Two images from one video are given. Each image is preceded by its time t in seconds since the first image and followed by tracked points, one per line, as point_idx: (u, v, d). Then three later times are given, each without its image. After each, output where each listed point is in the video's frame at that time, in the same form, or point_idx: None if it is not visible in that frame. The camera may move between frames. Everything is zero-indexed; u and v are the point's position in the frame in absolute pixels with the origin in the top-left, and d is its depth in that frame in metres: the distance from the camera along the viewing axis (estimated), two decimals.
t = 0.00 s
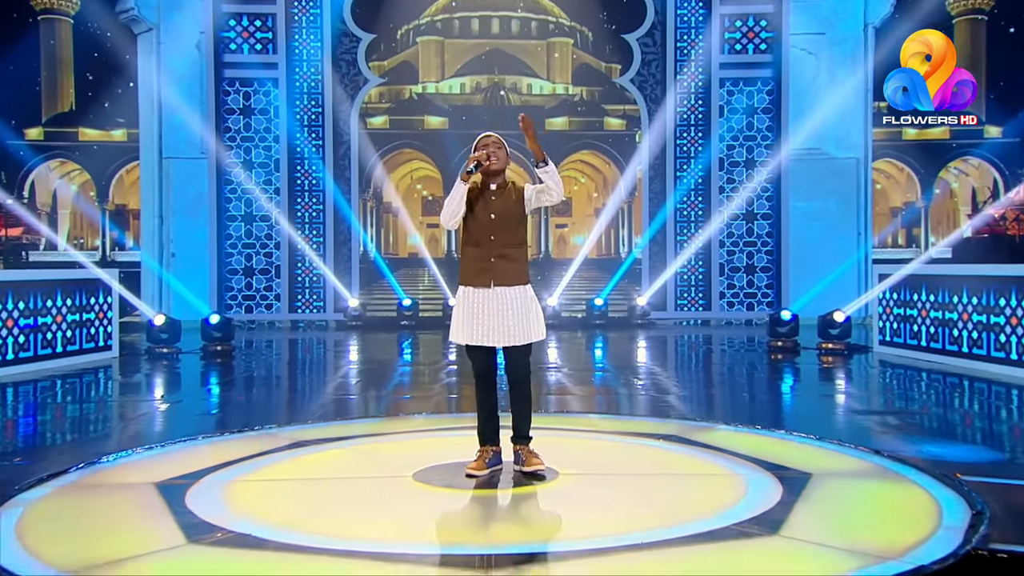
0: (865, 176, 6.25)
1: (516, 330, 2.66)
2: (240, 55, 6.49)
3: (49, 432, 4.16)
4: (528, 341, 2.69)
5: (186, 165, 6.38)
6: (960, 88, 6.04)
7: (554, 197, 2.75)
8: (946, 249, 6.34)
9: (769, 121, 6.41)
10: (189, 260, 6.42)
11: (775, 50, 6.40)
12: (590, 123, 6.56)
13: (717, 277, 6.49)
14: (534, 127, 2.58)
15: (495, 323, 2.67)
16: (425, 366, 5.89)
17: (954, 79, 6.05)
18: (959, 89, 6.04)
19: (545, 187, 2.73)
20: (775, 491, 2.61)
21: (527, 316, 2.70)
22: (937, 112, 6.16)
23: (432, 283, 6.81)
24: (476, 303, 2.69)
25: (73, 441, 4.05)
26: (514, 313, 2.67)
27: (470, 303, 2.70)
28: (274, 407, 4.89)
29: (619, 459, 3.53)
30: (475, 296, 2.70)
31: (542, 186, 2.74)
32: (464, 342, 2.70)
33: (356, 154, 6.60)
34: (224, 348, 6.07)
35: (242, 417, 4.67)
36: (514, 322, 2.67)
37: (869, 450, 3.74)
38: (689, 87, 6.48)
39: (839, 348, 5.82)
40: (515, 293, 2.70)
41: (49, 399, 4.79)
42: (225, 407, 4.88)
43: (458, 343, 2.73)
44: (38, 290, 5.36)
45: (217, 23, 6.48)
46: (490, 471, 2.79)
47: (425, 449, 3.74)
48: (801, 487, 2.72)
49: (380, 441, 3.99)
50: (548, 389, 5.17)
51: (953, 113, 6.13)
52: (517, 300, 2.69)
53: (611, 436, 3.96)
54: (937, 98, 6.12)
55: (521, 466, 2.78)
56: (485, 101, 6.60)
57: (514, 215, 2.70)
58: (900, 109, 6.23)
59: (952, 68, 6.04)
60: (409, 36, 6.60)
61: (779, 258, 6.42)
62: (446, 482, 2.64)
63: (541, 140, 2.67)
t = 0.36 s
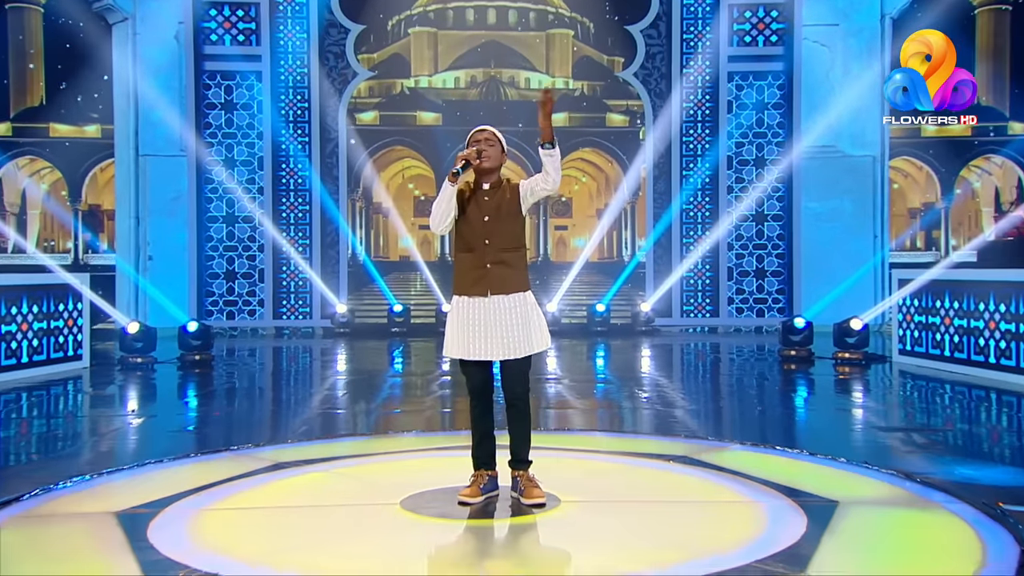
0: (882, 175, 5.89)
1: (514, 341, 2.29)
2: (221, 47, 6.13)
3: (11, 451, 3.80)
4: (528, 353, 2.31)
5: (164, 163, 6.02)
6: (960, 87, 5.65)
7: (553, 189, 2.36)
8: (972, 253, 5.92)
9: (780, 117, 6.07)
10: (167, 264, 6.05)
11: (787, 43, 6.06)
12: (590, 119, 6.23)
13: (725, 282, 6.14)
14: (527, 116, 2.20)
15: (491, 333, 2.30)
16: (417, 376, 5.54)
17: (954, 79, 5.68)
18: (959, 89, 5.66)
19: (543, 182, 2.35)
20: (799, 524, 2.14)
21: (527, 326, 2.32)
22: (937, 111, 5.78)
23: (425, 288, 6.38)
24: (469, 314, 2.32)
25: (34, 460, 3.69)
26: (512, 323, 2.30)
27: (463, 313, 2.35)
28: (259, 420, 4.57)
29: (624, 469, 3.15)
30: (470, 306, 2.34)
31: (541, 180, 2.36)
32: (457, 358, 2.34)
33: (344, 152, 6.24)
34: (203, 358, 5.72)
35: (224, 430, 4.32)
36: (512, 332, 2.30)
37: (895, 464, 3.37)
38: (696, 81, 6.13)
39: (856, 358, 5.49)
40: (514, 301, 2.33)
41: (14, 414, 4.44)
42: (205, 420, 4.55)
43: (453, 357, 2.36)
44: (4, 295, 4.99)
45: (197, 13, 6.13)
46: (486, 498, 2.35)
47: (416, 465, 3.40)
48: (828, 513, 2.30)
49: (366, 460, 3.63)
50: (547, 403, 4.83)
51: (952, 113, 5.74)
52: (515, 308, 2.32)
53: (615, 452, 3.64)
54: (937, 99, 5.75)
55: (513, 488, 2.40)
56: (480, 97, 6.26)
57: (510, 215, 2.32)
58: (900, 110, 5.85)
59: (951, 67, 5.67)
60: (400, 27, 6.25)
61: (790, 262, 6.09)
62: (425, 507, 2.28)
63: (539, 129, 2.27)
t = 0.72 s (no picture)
0: (904, 174, 5.56)
1: (515, 354, 1.97)
2: (206, 39, 5.80)
3: None
4: (530, 369, 1.99)
5: (145, 161, 5.68)
6: (960, 87, 5.39)
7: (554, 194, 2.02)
8: (1006, 256, 5.68)
9: (796, 112, 5.74)
10: (149, 268, 5.71)
11: (804, 34, 5.73)
12: (595, 115, 5.89)
13: (738, 288, 5.81)
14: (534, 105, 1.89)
15: (490, 345, 1.98)
16: (414, 388, 5.19)
17: (954, 79, 5.41)
18: (960, 88, 5.40)
19: (543, 181, 2.01)
20: (829, 562, 1.81)
21: (531, 339, 2.00)
22: (937, 112, 5.51)
23: (422, 293, 6.04)
24: (466, 323, 2.01)
25: None
26: (515, 334, 1.98)
27: (461, 322, 2.02)
28: (245, 434, 4.22)
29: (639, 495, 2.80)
30: (467, 316, 2.02)
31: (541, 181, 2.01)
32: (452, 373, 2.00)
33: (336, 150, 5.92)
34: (186, 368, 5.40)
35: (207, 447, 3.95)
36: (514, 345, 1.97)
37: (934, 485, 3.03)
38: (708, 75, 5.81)
39: (880, 368, 5.15)
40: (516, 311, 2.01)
41: None
42: (188, 434, 4.20)
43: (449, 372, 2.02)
44: None
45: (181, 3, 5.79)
46: (486, 529, 2.00)
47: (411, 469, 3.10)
48: (862, 547, 1.96)
49: (355, 477, 3.30)
50: (550, 416, 4.49)
51: (953, 113, 5.49)
52: (517, 318, 2.00)
53: (626, 471, 3.35)
54: (937, 100, 5.47)
55: (512, 515, 2.06)
56: (479, 91, 5.92)
57: (511, 217, 2.01)
58: (899, 111, 5.57)
59: (952, 67, 5.40)
60: (396, 17, 5.91)
61: (808, 266, 5.74)
62: (400, 535, 1.97)
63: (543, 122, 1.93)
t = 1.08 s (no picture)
0: (932, 175, 5.25)
1: (525, 374, 1.62)
2: (193, 32, 5.50)
3: None
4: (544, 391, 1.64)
5: (130, 161, 5.38)
6: (959, 87, 5.10)
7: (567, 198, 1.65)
8: None
9: (818, 110, 5.43)
10: (133, 274, 5.40)
11: (825, 28, 5.42)
12: (606, 113, 5.58)
13: (757, 295, 5.49)
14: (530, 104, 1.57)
15: (496, 363, 1.63)
16: (413, 403, 4.86)
17: (954, 79, 5.14)
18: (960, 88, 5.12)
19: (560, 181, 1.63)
20: None
21: (543, 356, 1.65)
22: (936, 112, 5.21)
23: (422, 301, 5.72)
24: (471, 336, 1.66)
25: None
26: (524, 350, 1.63)
27: (463, 336, 1.66)
28: (235, 452, 3.88)
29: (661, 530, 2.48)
30: (471, 330, 1.66)
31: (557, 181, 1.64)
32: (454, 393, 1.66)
33: (331, 149, 5.61)
34: (172, 381, 5.09)
35: (193, 466, 3.60)
36: (523, 364, 1.63)
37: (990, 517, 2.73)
38: (725, 71, 5.50)
39: (908, 383, 4.83)
40: (526, 323, 1.66)
41: None
42: (174, 451, 3.87)
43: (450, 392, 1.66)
44: None
45: None
46: (491, 565, 1.65)
47: (409, 484, 2.79)
48: None
49: (356, 486, 2.99)
50: (558, 434, 4.16)
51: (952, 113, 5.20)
52: (527, 332, 1.65)
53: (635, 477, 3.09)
54: (937, 100, 5.21)
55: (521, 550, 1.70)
56: (482, 87, 5.61)
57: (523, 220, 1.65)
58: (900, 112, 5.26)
59: (951, 67, 5.12)
60: (394, 10, 5.61)
61: (830, 272, 5.43)
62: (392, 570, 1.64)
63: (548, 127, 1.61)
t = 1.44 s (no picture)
0: (959, 182, 4.96)
1: (535, 398, 1.46)
2: (179, 31, 5.22)
3: None
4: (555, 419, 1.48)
5: (112, 166, 5.09)
6: (960, 87, 4.84)
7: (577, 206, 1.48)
8: None
9: (838, 113, 5.14)
10: (116, 286, 5.12)
11: (846, 26, 5.13)
12: (614, 116, 5.29)
13: (774, 308, 5.19)
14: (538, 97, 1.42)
15: (503, 386, 1.47)
16: (410, 423, 4.55)
17: (954, 79, 4.87)
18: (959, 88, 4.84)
19: (570, 188, 1.47)
20: None
21: (554, 380, 1.49)
22: (936, 113, 4.96)
23: (420, 315, 5.40)
24: (475, 355, 1.50)
25: None
26: (533, 372, 1.48)
27: (465, 354, 1.51)
28: (222, 478, 3.54)
29: None
30: (474, 349, 1.50)
31: (566, 188, 1.48)
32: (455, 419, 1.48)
33: (324, 154, 5.33)
34: (154, 401, 4.78)
35: (177, 493, 3.25)
36: (532, 388, 1.47)
37: None
38: (739, 72, 5.23)
39: (937, 403, 4.52)
40: (535, 343, 1.50)
41: None
42: (156, 477, 3.53)
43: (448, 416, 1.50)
44: None
45: None
46: None
47: (402, 518, 2.44)
48: None
49: (351, 514, 2.68)
50: (563, 459, 3.84)
51: (953, 115, 4.91)
52: (537, 352, 1.49)
53: (646, 503, 2.74)
54: (938, 101, 4.95)
55: None
56: (484, 89, 5.32)
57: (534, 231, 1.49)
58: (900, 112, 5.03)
59: (951, 67, 4.87)
60: (391, 8, 5.32)
61: (851, 285, 5.13)
62: None
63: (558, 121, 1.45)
